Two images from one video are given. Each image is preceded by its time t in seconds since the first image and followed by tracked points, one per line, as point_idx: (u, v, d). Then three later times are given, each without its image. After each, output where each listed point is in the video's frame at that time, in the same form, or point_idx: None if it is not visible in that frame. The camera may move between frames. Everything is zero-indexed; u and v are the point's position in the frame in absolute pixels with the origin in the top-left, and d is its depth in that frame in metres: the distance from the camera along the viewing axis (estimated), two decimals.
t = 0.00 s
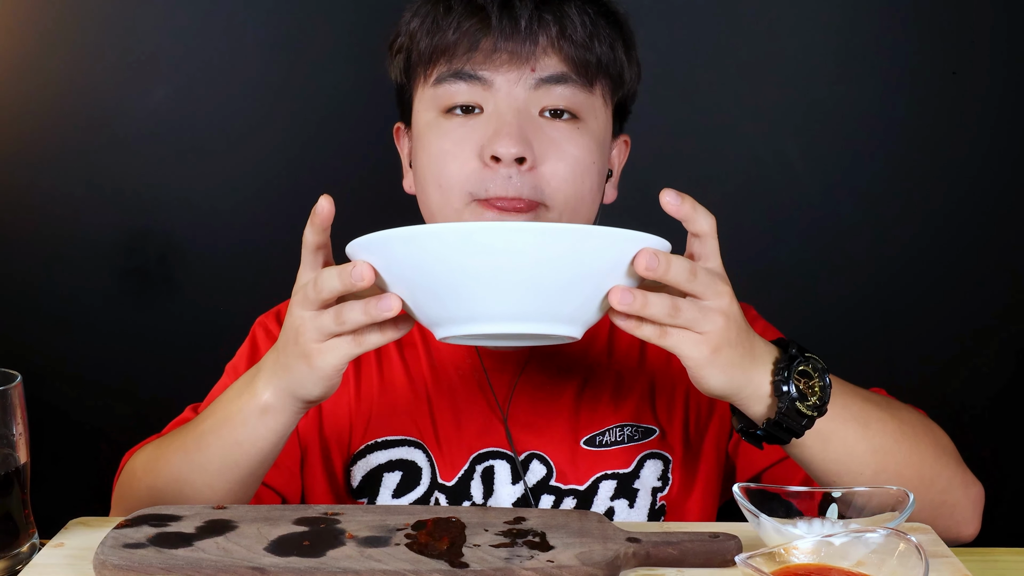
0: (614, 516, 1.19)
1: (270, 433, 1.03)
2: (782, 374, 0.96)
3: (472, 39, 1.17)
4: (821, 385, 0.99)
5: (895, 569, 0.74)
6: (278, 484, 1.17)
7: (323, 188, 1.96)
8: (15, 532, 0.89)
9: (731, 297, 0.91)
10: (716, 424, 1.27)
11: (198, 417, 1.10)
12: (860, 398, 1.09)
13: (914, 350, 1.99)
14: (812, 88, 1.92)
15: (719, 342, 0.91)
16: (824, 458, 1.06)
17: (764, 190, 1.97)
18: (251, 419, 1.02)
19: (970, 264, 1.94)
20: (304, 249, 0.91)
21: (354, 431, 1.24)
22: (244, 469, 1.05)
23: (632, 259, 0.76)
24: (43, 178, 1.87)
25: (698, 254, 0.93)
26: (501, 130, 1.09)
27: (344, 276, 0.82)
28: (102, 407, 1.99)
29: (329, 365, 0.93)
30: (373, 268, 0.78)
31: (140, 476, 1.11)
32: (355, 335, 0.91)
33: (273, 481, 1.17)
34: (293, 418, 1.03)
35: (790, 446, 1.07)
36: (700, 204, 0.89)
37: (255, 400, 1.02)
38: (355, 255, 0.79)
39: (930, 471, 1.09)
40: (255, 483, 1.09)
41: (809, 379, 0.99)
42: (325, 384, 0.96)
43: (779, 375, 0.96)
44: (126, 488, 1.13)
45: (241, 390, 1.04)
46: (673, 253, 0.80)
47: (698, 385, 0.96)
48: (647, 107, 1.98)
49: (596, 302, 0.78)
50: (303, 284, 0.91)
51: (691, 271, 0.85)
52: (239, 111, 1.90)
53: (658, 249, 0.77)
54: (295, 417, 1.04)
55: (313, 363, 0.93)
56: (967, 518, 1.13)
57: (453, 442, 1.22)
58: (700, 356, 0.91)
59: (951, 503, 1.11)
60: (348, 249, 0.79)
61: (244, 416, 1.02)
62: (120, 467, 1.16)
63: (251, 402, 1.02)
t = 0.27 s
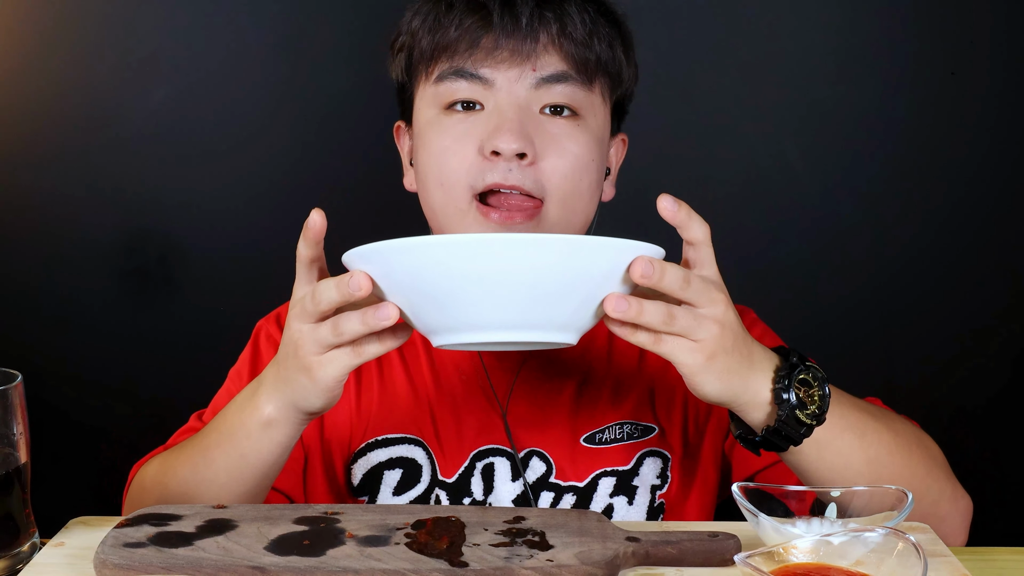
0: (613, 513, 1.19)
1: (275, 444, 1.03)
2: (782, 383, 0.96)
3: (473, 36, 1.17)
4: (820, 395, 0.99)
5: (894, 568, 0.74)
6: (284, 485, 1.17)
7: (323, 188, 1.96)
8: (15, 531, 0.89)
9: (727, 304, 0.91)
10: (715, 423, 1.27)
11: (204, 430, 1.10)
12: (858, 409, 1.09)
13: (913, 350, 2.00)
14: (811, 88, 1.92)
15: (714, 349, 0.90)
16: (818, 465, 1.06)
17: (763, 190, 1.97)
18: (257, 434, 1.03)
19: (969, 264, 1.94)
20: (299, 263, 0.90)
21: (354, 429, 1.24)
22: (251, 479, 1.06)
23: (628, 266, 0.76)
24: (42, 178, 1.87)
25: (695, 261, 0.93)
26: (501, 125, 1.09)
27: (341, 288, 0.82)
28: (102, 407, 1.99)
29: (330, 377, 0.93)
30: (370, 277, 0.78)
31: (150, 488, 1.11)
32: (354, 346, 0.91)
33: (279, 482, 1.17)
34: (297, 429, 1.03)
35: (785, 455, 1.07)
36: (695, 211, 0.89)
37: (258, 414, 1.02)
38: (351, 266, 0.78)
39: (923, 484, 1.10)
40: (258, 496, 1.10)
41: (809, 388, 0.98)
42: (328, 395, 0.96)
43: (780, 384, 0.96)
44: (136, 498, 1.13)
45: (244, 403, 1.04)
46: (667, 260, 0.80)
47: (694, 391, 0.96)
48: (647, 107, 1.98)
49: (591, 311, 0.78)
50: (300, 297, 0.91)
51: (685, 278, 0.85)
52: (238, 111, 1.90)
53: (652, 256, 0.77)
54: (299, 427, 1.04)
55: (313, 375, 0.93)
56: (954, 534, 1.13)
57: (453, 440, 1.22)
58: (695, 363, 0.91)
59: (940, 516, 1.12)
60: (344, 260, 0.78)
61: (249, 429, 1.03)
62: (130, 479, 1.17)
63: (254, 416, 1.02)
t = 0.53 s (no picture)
0: (613, 509, 1.19)
1: (282, 449, 1.04)
2: (776, 396, 0.96)
3: (474, 42, 1.16)
4: (813, 409, 0.99)
5: (893, 566, 0.74)
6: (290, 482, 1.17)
7: (322, 187, 1.96)
8: (16, 530, 0.89)
9: (728, 315, 0.91)
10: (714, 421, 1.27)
11: (209, 436, 1.10)
12: (851, 422, 1.10)
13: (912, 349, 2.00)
14: (811, 87, 1.92)
15: (713, 360, 0.91)
16: (807, 476, 1.07)
17: (763, 190, 1.98)
18: (262, 439, 1.03)
19: (968, 263, 1.95)
20: (301, 273, 0.90)
21: (354, 427, 1.24)
22: (258, 482, 1.06)
23: (630, 272, 0.76)
24: (42, 177, 1.87)
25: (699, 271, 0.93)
26: (502, 136, 1.09)
27: (346, 295, 0.82)
28: (102, 406, 1.99)
29: (335, 385, 0.93)
30: (374, 285, 0.78)
31: (157, 492, 1.11)
32: (359, 353, 0.91)
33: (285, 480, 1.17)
34: (303, 434, 1.03)
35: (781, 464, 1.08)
36: (702, 221, 0.89)
37: (264, 421, 1.02)
38: (355, 273, 0.78)
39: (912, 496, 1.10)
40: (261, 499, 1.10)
41: (803, 401, 0.98)
42: (333, 402, 0.96)
43: (774, 399, 0.96)
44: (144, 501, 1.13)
45: (250, 408, 1.04)
46: (668, 268, 0.80)
47: (692, 400, 0.96)
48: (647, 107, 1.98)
49: (593, 317, 0.79)
50: (305, 305, 0.90)
51: (687, 286, 0.85)
52: (238, 110, 1.90)
53: (654, 263, 0.77)
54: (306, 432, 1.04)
55: (318, 383, 0.93)
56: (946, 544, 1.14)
57: (454, 436, 1.23)
58: (694, 371, 0.91)
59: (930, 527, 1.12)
60: (348, 266, 0.78)
61: (255, 435, 1.03)
62: (137, 484, 1.17)
63: (260, 423, 1.02)
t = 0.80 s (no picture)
0: (613, 506, 1.20)
1: (284, 444, 1.04)
2: (776, 398, 0.97)
3: (472, 68, 1.12)
4: (812, 412, 0.99)
5: (892, 564, 0.74)
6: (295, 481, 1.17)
7: (321, 187, 1.96)
8: (18, 528, 0.89)
9: (728, 316, 0.91)
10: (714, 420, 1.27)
11: (212, 431, 1.10)
12: (848, 425, 1.10)
13: (911, 349, 2.00)
14: (810, 87, 1.92)
15: (711, 358, 0.91)
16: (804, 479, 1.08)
17: (762, 189, 1.98)
18: (264, 434, 1.03)
19: (967, 263, 1.95)
20: (306, 267, 0.91)
21: (357, 424, 1.25)
22: (262, 475, 1.06)
23: (630, 264, 0.77)
24: (41, 177, 1.88)
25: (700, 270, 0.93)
26: (499, 169, 1.06)
27: (349, 285, 0.82)
28: (103, 406, 2.00)
29: (339, 379, 0.93)
30: (377, 274, 0.78)
31: (161, 487, 1.11)
32: (363, 347, 0.91)
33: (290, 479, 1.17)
34: (306, 429, 1.04)
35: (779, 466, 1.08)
36: (705, 221, 0.89)
37: (266, 417, 1.02)
38: (358, 262, 0.79)
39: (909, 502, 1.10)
40: (263, 497, 1.11)
41: (801, 404, 0.98)
42: (337, 397, 0.96)
43: (773, 402, 0.97)
44: (148, 497, 1.13)
45: (253, 404, 1.04)
46: (668, 262, 0.80)
47: (689, 398, 0.96)
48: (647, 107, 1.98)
49: (594, 307, 0.79)
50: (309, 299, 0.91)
51: (686, 283, 0.85)
52: (237, 110, 1.90)
53: (654, 255, 0.78)
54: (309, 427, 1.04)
55: (322, 378, 0.93)
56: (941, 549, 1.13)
57: (455, 434, 1.23)
58: (691, 369, 0.91)
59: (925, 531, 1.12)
60: (351, 256, 0.79)
61: (257, 431, 1.03)
62: (140, 480, 1.17)
63: (262, 418, 1.02)
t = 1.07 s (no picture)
0: (613, 506, 1.21)
1: (290, 424, 1.04)
2: (776, 375, 0.97)
3: (473, 81, 1.07)
4: (813, 392, 1.00)
5: (891, 563, 0.74)
6: (296, 478, 1.19)
7: (321, 187, 1.97)
8: (19, 527, 0.89)
9: (724, 289, 0.91)
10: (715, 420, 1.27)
11: (218, 415, 1.11)
12: (849, 409, 1.10)
13: (910, 348, 2.01)
14: (809, 87, 1.92)
15: (708, 328, 0.91)
16: (805, 462, 1.07)
17: (762, 189, 1.98)
18: (270, 413, 1.03)
19: (966, 262, 1.95)
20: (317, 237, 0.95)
21: (358, 424, 1.25)
22: (267, 459, 1.07)
23: (629, 221, 0.75)
24: (40, 177, 1.88)
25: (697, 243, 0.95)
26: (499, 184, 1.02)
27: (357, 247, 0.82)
28: (103, 405, 2.00)
29: (346, 350, 0.93)
30: (384, 235, 0.78)
31: (165, 477, 1.11)
32: (370, 316, 0.92)
33: (291, 475, 1.19)
34: (312, 410, 1.04)
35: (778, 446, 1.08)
36: (701, 190, 0.91)
37: (273, 395, 1.02)
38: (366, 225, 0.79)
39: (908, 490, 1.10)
40: (265, 489, 1.11)
41: (803, 384, 0.99)
42: (343, 371, 0.97)
43: (774, 376, 0.97)
44: (151, 487, 1.13)
45: (260, 385, 1.05)
46: (667, 226, 0.79)
47: (686, 369, 0.96)
48: (647, 106, 1.98)
49: (593, 265, 0.78)
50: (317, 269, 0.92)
51: (682, 247, 0.84)
52: (237, 110, 1.90)
53: (654, 215, 0.77)
54: (316, 408, 1.05)
55: (329, 348, 0.94)
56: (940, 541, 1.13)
57: (456, 434, 1.23)
58: (689, 339, 0.92)
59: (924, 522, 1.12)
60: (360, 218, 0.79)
61: (264, 410, 1.03)
62: (142, 471, 1.17)
63: (269, 396, 1.03)
